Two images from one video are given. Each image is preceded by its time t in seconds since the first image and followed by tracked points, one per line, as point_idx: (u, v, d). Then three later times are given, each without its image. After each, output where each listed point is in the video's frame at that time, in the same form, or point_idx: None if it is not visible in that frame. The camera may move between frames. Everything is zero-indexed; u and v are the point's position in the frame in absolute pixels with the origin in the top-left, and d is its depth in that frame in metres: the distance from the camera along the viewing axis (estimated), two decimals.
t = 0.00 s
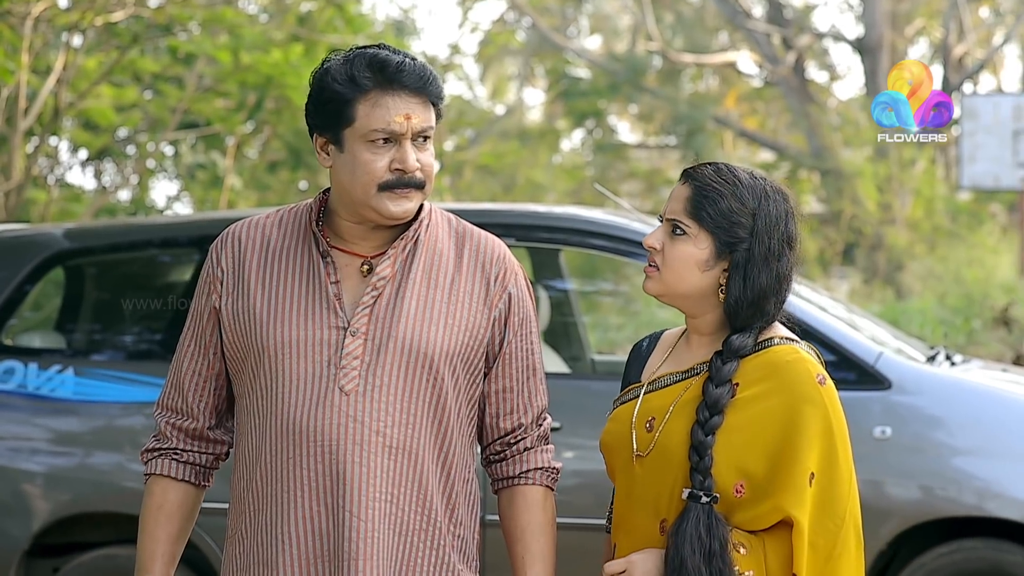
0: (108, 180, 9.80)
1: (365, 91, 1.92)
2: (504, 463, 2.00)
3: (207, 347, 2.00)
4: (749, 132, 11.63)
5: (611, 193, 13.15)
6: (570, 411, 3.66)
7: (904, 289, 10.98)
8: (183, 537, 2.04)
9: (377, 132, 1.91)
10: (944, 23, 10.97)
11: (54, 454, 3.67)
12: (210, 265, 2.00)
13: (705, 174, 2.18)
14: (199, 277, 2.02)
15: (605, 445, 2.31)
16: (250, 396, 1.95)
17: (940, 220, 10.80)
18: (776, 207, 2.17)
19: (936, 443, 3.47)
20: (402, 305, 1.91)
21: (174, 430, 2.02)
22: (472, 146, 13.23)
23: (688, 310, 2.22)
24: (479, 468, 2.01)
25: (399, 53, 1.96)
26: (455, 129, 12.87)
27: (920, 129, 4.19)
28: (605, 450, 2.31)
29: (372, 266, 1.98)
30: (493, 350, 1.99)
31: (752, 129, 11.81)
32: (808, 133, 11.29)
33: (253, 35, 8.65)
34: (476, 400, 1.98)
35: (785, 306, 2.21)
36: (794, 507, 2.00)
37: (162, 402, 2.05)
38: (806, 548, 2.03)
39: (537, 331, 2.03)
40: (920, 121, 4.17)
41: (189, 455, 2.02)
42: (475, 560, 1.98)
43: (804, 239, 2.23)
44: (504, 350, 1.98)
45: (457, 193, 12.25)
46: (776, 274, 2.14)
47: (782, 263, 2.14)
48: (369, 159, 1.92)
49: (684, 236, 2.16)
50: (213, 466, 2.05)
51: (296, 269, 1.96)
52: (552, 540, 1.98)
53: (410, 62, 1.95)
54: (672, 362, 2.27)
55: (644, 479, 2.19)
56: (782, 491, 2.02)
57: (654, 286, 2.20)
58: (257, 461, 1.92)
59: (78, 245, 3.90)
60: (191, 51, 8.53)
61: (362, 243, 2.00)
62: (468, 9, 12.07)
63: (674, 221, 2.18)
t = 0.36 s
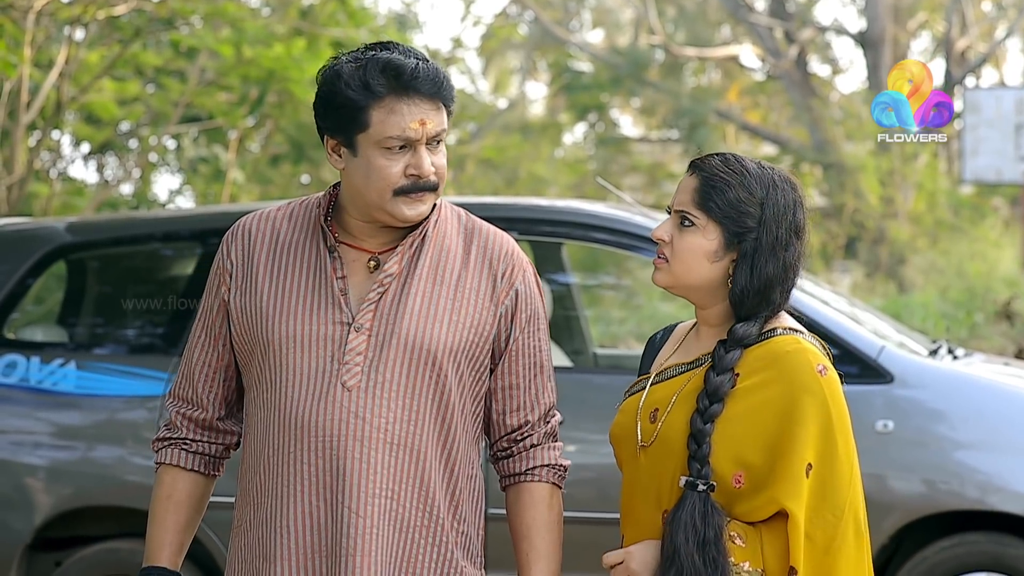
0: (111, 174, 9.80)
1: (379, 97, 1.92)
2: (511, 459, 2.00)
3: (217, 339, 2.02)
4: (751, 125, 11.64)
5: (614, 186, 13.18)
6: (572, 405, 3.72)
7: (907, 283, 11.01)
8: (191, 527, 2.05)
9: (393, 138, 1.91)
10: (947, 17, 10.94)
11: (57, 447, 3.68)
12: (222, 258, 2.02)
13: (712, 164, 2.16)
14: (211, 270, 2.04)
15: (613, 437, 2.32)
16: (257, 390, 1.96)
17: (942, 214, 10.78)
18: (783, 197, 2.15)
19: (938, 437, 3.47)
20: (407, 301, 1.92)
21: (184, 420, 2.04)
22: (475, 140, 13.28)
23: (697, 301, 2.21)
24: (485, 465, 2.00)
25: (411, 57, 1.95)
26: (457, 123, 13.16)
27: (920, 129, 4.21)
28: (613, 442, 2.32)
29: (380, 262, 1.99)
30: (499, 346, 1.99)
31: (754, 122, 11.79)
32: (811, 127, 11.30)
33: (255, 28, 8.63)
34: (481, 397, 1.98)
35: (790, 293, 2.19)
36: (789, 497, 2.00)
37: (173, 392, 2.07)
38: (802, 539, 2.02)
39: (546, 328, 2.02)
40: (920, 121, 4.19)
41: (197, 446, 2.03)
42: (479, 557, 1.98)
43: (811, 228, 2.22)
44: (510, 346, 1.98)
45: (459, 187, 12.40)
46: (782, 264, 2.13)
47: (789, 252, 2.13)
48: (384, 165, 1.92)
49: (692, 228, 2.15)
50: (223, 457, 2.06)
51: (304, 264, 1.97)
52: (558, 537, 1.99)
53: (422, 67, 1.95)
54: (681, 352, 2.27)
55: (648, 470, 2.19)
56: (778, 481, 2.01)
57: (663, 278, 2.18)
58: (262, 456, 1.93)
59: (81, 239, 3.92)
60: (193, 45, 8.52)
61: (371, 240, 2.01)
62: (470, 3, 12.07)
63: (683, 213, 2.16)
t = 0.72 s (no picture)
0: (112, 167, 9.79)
1: (346, 97, 1.93)
2: (523, 457, 1.99)
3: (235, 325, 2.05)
4: (753, 117, 11.60)
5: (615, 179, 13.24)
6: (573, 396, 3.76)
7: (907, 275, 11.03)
8: (207, 508, 2.10)
9: (352, 137, 1.92)
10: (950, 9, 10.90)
11: (58, 440, 3.69)
12: (244, 245, 2.06)
13: (721, 155, 2.14)
14: (234, 256, 2.08)
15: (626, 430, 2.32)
16: (268, 379, 1.99)
17: (943, 206, 10.79)
18: (794, 186, 2.12)
19: (940, 429, 3.47)
20: (414, 298, 1.92)
21: (203, 403, 2.08)
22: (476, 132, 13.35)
23: (712, 294, 2.19)
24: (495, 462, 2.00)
25: (385, 53, 1.93)
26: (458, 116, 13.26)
27: (920, 128, 4.22)
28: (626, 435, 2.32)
29: (388, 258, 1.99)
30: (510, 344, 1.98)
31: (756, 115, 11.77)
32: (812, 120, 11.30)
33: (257, 21, 8.61)
34: (492, 394, 1.98)
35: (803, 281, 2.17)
36: (791, 485, 1.98)
37: (195, 374, 2.11)
38: (805, 529, 2.00)
39: (560, 327, 2.01)
40: (920, 121, 4.20)
41: (215, 428, 2.07)
42: (486, 554, 1.98)
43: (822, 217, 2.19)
44: (522, 345, 1.97)
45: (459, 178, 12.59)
46: (794, 252, 2.10)
47: (800, 241, 2.11)
48: (348, 164, 1.93)
49: (704, 220, 2.13)
50: (240, 440, 2.10)
51: (318, 257, 1.99)
52: (569, 536, 1.98)
53: (391, 64, 1.92)
54: (695, 344, 2.26)
55: (657, 461, 2.19)
56: (781, 469, 2.00)
57: (676, 271, 2.16)
58: (270, 445, 1.96)
59: (81, 232, 3.94)
60: (194, 38, 8.52)
61: (378, 236, 2.01)
62: None
63: (694, 205, 2.14)
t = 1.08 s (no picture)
0: (112, 163, 9.78)
1: (327, 97, 1.96)
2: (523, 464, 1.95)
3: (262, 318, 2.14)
4: (753, 114, 11.63)
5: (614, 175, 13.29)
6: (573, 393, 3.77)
7: (907, 272, 11.05)
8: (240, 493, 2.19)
9: (327, 136, 1.95)
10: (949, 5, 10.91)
11: (58, 436, 3.69)
12: (275, 241, 2.15)
13: (728, 151, 2.12)
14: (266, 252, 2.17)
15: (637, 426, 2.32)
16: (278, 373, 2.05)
17: (943, 203, 10.79)
18: (804, 179, 2.10)
19: (940, 426, 3.47)
20: (405, 300, 1.93)
21: (236, 391, 2.18)
22: (475, 128, 13.42)
23: (722, 290, 2.16)
24: (495, 468, 1.96)
25: (364, 52, 1.94)
26: (459, 112, 13.42)
27: (920, 128, 4.20)
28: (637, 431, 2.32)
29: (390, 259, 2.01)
30: (508, 349, 1.95)
31: (756, 112, 11.74)
32: (812, 116, 11.28)
33: (257, 17, 8.62)
34: (489, 399, 1.95)
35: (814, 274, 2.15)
36: (795, 480, 1.98)
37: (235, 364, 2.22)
38: (809, 525, 1.99)
39: (564, 332, 1.95)
40: (920, 122, 4.18)
41: (247, 414, 2.17)
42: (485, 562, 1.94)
43: (833, 210, 2.16)
44: (519, 349, 1.93)
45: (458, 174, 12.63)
46: (804, 247, 2.08)
47: (810, 235, 2.09)
48: (330, 163, 1.96)
49: (714, 216, 2.10)
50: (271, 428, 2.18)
51: (328, 257, 2.04)
52: (568, 547, 1.91)
53: (368, 62, 1.92)
54: (705, 340, 2.25)
55: (665, 457, 2.19)
56: (787, 464, 1.99)
57: (688, 269, 2.14)
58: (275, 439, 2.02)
59: (82, 228, 3.94)
60: (194, 34, 8.52)
61: (385, 235, 2.03)
62: None
63: (703, 202, 2.12)
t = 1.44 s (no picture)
0: (111, 159, 9.77)
1: (299, 87, 1.97)
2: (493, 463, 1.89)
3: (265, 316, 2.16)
4: (752, 111, 11.66)
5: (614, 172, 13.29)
6: (572, 390, 3.77)
7: (907, 269, 11.07)
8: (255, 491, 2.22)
9: (299, 126, 1.96)
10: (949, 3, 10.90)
11: (57, 433, 3.69)
12: (278, 242, 2.17)
13: (730, 148, 2.12)
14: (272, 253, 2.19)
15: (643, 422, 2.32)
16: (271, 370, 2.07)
17: (943, 200, 10.80)
18: (807, 175, 2.09)
19: (939, 423, 3.47)
20: (375, 296, 1.91)
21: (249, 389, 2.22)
22: (474, 124, 13.45)
23: (727, 287, 2.16)
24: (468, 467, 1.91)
25: (334, 42, 1.94)
26: (459, 109, 13.36)
27: (920, 128, 4.20)
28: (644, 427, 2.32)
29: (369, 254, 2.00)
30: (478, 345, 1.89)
31: (756, 109, 11.73)
32: (812, 113, 11.24)
33: (257, 14, 8.61)
34: (459, 398, 1.90)
35: (821, 272, 2.14)
36: (798, 479, 1.98)
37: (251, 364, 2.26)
38: (811, 523, 1.99)
39: (534, 329, 1.88)
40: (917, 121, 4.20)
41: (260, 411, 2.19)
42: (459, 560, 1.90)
43: (840, 207, 2.15)
44: (486, 345, 1.87)
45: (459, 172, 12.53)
46: (807, 242, 2.07)
47: (813, 231, 2.08)
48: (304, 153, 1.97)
49: (716, 212, 2.10)
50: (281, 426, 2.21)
51: (319, 254, 2.05)
52: (533, 548, 1.84)
53: (335, 50, 1.92)
54: (713, 337, 2.25)
55: (670, 453, 2.19)
56: (790, 462, 1.99)
57: (692, 267, 2.14)
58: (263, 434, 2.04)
59: (82, 225, 3.94)
60: (194, 31, 8.50)
61: (364, 229, 2.02)
62: None
63: (705, 198, 2.12)
